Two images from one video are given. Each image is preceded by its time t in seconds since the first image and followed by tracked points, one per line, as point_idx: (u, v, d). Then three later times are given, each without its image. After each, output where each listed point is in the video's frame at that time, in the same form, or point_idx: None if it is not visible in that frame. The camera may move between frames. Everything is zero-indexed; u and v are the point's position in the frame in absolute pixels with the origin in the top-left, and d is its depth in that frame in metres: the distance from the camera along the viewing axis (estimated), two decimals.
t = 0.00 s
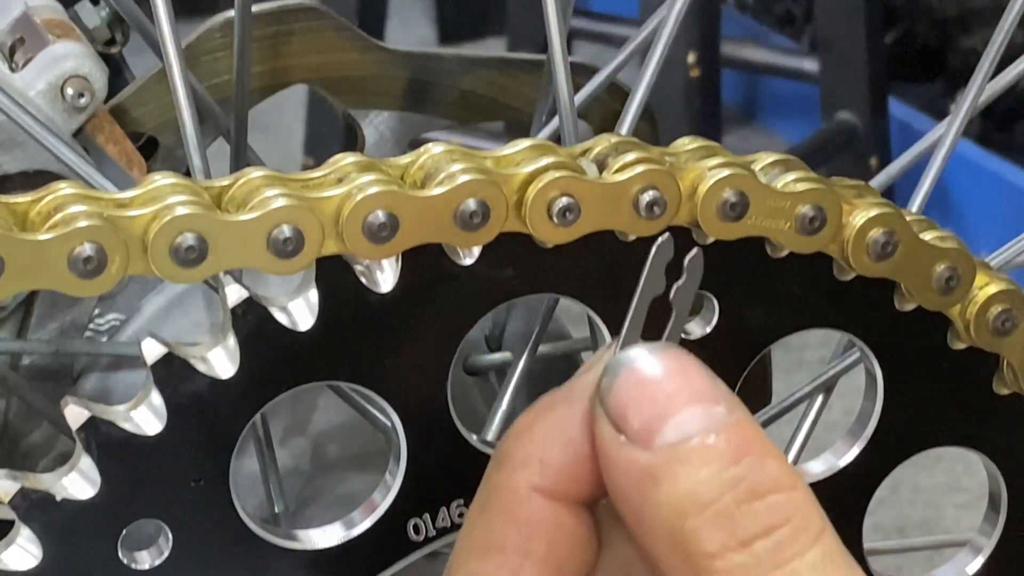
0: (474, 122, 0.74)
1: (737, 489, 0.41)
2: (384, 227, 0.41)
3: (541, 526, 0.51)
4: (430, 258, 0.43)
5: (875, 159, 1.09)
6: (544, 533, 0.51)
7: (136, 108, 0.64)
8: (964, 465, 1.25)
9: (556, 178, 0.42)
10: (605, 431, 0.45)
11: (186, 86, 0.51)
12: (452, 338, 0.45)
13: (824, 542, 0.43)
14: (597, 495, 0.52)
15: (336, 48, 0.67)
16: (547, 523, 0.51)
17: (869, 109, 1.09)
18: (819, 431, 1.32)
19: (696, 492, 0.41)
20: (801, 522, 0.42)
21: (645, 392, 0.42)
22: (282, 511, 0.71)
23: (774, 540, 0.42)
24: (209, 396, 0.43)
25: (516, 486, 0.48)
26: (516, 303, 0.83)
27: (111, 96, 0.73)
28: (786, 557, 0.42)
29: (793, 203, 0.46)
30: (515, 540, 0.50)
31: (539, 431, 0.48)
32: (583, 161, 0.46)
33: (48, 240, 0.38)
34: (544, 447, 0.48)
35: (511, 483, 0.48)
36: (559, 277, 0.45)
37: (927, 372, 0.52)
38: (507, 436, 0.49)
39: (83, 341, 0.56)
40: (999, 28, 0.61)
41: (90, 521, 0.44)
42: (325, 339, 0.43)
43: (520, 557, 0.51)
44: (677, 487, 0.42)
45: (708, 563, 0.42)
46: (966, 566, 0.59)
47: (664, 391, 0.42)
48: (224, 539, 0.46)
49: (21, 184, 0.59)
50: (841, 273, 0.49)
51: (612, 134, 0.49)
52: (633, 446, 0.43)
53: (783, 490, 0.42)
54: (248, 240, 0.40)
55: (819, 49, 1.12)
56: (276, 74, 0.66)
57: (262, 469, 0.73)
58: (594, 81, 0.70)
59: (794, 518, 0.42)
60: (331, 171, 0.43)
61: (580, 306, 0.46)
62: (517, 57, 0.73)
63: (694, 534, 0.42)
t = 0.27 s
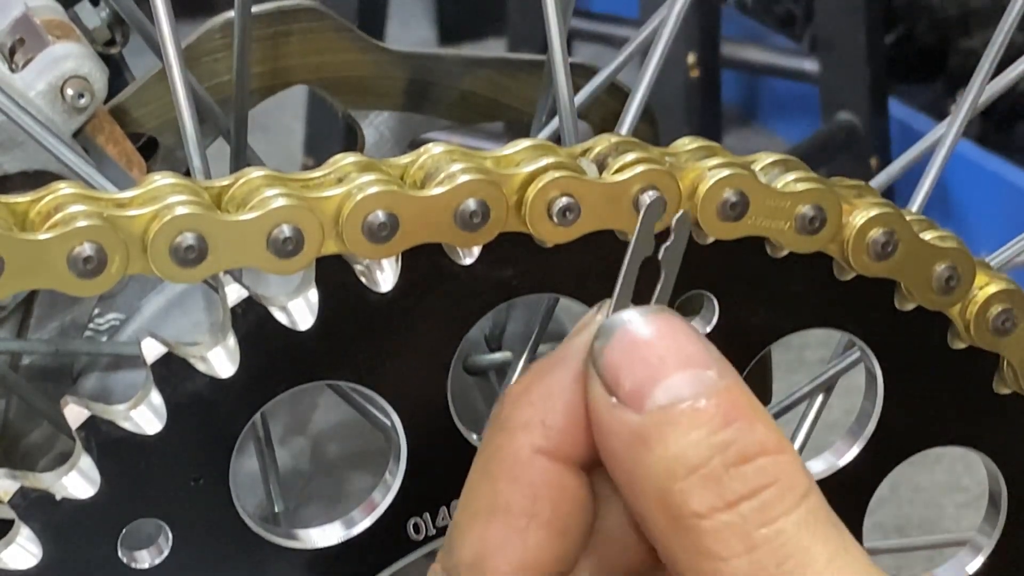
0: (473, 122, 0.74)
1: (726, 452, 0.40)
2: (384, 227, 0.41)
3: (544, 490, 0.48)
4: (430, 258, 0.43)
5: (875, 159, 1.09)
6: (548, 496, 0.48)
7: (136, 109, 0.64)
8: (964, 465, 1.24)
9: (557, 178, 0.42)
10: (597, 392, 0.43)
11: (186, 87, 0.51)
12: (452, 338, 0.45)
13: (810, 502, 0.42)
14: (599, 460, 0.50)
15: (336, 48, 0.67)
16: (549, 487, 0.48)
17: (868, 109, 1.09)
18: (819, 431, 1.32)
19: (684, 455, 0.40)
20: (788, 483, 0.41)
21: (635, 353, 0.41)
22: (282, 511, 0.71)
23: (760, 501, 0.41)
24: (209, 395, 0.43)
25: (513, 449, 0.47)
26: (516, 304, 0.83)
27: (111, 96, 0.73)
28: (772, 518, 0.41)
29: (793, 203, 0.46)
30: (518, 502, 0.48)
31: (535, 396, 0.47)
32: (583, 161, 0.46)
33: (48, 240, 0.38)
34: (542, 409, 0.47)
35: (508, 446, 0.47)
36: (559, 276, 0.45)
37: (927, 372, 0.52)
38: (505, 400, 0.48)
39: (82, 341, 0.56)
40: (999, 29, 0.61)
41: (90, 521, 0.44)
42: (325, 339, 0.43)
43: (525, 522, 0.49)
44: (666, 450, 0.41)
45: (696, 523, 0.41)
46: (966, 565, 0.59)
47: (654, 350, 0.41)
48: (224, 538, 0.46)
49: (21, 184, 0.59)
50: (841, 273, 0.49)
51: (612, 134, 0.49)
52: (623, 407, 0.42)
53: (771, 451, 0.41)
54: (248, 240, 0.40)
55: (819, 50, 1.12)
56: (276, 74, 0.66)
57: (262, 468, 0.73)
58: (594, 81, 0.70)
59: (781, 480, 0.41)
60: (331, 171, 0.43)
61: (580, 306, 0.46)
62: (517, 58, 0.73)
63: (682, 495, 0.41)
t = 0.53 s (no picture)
0: (473, 122, 0.74)
1: (709, 474, 0.42)
2: (384, 227, 0.41)
3: (524, 502, 0.52)
4: (430, 258, 0.43)
5: (875, 159, 1.09)
6: (531, 508, 0.52)
7: (136, 108, 0.64)
8: (964, 465, 1.24)
9: (557, 178, 0.42)
10: (582, 411, 0.45)
11: (186, 86, 0.51)
12: (452, 337, 0.45)
13: (793, 519, 0.44)
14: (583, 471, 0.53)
15: (336, 48, 0.67)
16: (532, 500, 0.52)
17: (868, 109, 1.09)
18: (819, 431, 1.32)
19: (669, 478, 0.42)
20: (771, 502, 0.43)
21: (620, 374, 0.43)
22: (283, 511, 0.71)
23: (742, 521, 0.43)
24: (209, 395, 0.43)
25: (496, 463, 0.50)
26: (516, 304, 0.83)
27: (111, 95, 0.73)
28: (754, 535, 0.43)
29: (793, 203, 0.46)
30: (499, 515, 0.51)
31: (519, 409, 0.50)
32: (583, 161, 0.46)
33: (48, 240, 0.38)
34: (525, 425, 0.50)
35: (495, 465, 0.50)
36: (559, 276, 0.45)
37: (928, 372, 0.52)
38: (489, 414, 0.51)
39: (82, 341, 0.56)
40: (999, 28, 0.61)
41: (90, 521, 0.44)
42: (324, 339, 0.43)
43: (507, 537, 0.53)
44: (649, 472, 0.43)
45: (680, 544, 0.44)
46: (966, 565, 0.59)
47: (638, 371, 0.42)
48: (224, 538, 0.46)
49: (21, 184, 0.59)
50: (841, 273, 0.49)
51: (612, 134, 0.49)
52: (607, 427, 0.44)
53: (754, 472, 0.43)
54: (248, 240, 0.40)
55: (819, 50, 1.12)
56: (275, 74, 0.66)
57: (262, 468, 0.73)
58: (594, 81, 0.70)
59: (762, 498, 0.43)
60: (331, 171, 0.43)
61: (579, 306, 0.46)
62: (517, 57, 0.72)
63: (665, 518, 0.43)
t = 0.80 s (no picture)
0: (473, 122, 0.74)
1: (797, 446, 0.39)
2: (384, 226, 0.41)
3: (606, 473, 0.48)
4: (429, 258, 0.43)
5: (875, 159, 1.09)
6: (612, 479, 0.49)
7: (136, 108, 0.64)
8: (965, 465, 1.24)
9: (556, 178, 0.42)
10: (664, 382, 0.41)
11: (186, 86, 0.51)
12: (452, 337, 0.45)
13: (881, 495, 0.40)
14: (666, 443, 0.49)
15: (336, 47, 0.67)
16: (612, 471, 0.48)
17: (868, 109, 1.09)
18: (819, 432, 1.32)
19: (753, 451, 0.39)
20: (860, 476, 0.40)
21: (702, 347, 0.39)
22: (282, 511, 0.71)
23: (831, 493, 0.40)
24: (209, 395, 0.43)
25: (573, 434, 0.47)
26: (516, 304, 0.83)
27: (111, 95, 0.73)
28: (841, 510, 0.40)
29: (793, 202, 0.46)
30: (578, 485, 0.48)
31: (604, 375, 0.46)
32: (583, 160, 0.46)
33: (48, 240, 0.38)
34: (605, 395, 0.46)
35: (574, 428, 0.47)
36: (559, 276, 0.45)
37: (928, 371, 0.52)
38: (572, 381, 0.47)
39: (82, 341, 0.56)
40: (999, 28, 0.61)
41: (90, 521, 0.44)
42: (324, 339, 0.43)
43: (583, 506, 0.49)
44: (731, 446, 0.39)
45: (763, 516, 0.41)
46: (966, 565, 0.59)
47: (725, 342, 0.39)
48: (224, 538, 0.46)
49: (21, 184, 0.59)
50: (841, 273, 0.49)
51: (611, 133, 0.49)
52: (690, 400, 0.40)
53: (843, 445, 0.40)
54: (247, 239, 0.40)
55: (819, 50, 1.12)
56: (275, 74, 0.66)
57: (262, 469, 0.74)
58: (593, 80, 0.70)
59: (851, 472, 0.40)
60: (330, 171, 0.43)
61: (579, 306, 0.46)
62: (516, 57, 0.72)
63: (751, 489, 0.40)
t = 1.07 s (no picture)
0: (473, 122, 0.74)
1: (872, 421, 0.39)
2: (384, 226, 0.41)
3: (677, 430, 0.47)
4: (429, 258, 0.43)
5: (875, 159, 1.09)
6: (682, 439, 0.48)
7: (136, 108, 0.64)
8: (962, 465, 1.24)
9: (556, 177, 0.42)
10: (738, 359, 0.42)
11: (186, 86, 0.51)
12: (452, 337, 0.45)
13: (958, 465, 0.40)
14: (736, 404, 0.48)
15: (336, 48, 0.67)
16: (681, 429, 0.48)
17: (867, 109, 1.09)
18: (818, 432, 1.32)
19: (832, 425, 0.39)
20: (937, 446, 0.40)
21: (779, 322, 0.41)
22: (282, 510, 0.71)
23: (908, 466, 0.39)
24: (209, 395, 0.43)
25: (643, 391, 0.47)
26: (516, 304, 0.83)
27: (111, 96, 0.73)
28: (920, 479, 0.39)
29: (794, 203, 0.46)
30: (648, 439, 0.47)
31: (673, 341, 0.46)
32: (583, 160, 0.46)
33: (48, 240, 0.38)
34: (677, 353, 0.46)
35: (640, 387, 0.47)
36: (559, 276, 0.45)
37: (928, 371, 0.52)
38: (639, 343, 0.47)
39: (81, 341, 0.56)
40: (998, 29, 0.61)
41: (90, 521, 0.44)
42: (324, 338, 0.43)
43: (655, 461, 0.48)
44: (810, 421, 0.39)
45: (843, 490, 0.40)
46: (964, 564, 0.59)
47: (797, 321, 0.40)
48: (224, 538, 0.46)
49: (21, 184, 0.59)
50: (841, 273, 0.48)
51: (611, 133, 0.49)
52: (764, 377, 0.41)
53: (921, 417, 0.40)
54: (248, 239, 0.40)
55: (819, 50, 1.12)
56: (276, 74, 0.66)
57: (263, 468, 0.74)
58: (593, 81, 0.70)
59: (928, 443, 0.39)
60: (330, 170, 0.43)
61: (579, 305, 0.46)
62: (516, 58, 0.72)
63: (829, 465, 0.40)
